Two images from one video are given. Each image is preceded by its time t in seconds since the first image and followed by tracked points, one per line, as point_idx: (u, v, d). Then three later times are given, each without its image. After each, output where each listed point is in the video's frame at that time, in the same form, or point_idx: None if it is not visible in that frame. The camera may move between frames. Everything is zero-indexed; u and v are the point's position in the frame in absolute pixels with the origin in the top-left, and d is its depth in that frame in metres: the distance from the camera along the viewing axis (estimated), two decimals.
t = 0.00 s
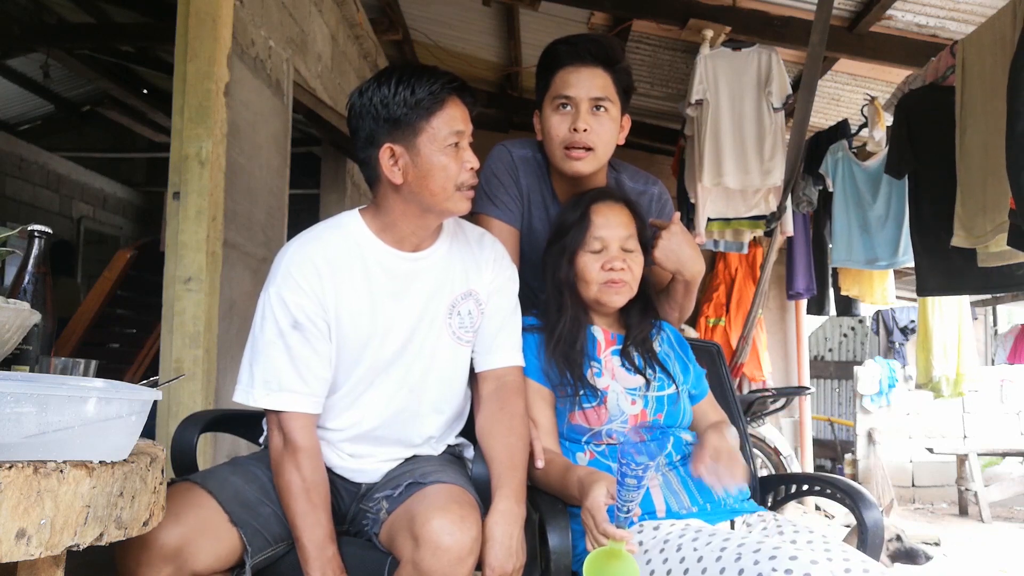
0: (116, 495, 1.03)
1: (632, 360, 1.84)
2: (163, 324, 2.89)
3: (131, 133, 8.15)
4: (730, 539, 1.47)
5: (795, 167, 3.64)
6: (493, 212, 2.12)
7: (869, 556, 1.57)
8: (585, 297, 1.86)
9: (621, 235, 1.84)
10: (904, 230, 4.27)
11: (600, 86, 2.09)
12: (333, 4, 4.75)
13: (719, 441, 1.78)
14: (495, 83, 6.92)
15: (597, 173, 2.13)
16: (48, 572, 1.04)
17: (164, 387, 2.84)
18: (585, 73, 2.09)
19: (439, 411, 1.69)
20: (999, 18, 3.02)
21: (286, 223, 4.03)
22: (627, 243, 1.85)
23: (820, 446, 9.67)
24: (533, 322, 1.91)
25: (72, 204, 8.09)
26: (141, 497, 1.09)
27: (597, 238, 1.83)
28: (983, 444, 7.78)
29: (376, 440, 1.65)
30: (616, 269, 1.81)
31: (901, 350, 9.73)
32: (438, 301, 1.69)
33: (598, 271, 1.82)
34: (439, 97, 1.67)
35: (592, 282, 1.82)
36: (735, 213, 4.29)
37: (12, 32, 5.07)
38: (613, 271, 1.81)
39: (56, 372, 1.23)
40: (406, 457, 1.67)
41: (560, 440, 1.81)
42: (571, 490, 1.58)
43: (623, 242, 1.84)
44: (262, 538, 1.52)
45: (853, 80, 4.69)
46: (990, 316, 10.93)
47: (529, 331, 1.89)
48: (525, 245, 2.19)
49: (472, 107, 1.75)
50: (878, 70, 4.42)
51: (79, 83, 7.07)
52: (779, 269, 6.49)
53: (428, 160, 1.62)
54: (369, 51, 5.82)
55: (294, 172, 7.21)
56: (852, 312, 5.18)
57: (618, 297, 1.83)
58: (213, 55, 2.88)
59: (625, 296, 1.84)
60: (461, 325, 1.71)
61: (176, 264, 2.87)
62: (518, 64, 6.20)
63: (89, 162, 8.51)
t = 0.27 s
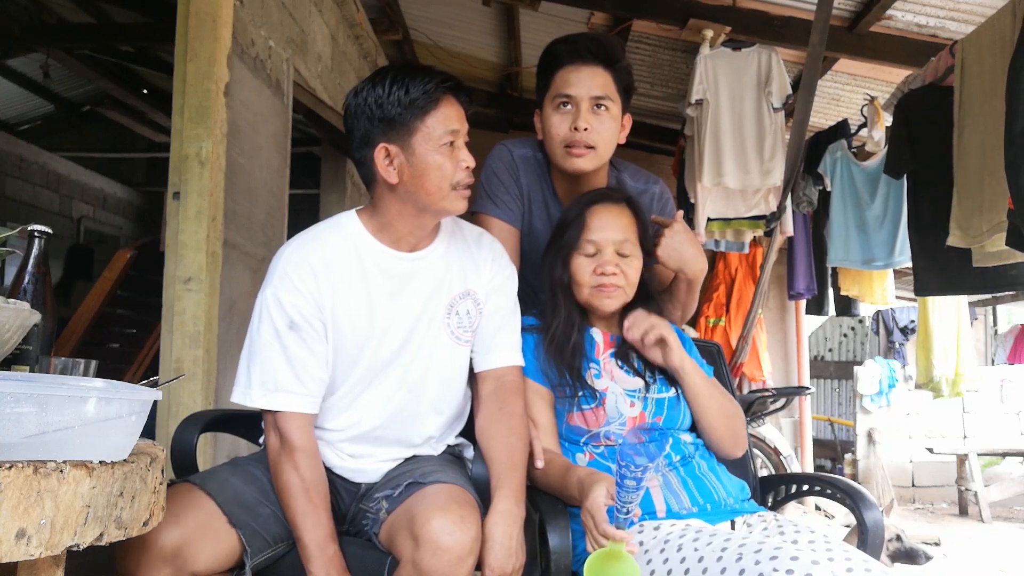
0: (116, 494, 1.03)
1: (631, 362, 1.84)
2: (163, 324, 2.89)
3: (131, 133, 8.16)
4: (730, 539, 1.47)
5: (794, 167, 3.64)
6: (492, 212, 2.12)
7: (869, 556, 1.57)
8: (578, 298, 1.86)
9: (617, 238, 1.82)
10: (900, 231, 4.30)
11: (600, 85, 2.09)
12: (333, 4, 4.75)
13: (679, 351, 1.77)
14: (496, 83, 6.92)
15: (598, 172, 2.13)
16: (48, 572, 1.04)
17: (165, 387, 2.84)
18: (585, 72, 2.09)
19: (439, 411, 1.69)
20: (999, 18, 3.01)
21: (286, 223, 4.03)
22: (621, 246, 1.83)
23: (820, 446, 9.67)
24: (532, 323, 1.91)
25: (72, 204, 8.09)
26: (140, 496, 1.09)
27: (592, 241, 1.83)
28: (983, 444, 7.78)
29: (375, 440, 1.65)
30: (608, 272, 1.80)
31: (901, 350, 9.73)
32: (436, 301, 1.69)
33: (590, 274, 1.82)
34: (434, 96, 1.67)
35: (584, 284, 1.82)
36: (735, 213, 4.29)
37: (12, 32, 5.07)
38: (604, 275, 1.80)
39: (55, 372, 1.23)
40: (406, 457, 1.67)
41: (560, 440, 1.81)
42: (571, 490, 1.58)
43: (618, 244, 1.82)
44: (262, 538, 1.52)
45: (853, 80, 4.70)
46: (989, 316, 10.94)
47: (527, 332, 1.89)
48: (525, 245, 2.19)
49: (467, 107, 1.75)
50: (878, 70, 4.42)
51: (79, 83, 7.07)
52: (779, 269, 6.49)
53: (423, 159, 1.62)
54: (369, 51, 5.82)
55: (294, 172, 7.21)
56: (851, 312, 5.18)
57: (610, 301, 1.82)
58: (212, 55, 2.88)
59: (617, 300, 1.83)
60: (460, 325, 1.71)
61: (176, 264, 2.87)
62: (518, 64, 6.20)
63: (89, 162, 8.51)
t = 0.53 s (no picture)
0: (116, 494, 1.03)
1: (631, 363, 1.83)
2: (163, 324, 2.89)
3: (131, 133, 8.15)
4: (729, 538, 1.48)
5: (794, 167, 3.64)
6: (492, 211, 2.12)
7: (870, 556, 1.57)
8: (573, 299, 1.85)
9: (613, 241, 1.80)
10: (896, 231, 4.28)
11: (599, 81, 2.09)
12: (333, 4, 4.75)
13: (675, 320, 1.83)
14: (496, 83, 6.92)
15: (599, 169, 2.13)
16: (48, 572, 1.04)
17: (165, 387, 2.84)
18: (584, 69, 2.09)
19: (438, 410, 1.69)
20: (1000, 19, 3.01)
21: (286, 223, 4.03)
22: (617, 252, 1.80)
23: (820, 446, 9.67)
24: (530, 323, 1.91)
25: (72, 204, 8.09)
26: (140, 496, 1.09)
27: (587, 243, 1.81)
28: (983, 444, 7.78)
29: (375, 440, 1.65)
30: (599, 276, 1.78)
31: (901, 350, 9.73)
32: (435, 301, 1.69)
33: (583, 277, 1.80)
34: (428, 95, 1.67)
35: (577, 286, 1.81)
36: (735, 213, 4.29)
37: (12, 32, 5.06)
38: (596, 279, 1.79)
39: (55, 372, 1.23)
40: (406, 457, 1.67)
41: (559, 441, 1.82)
42: (570, 491, 1.58)
43: (613, 247, 1.80)
44: (261, 539, 1.52)
45: (853, 80, 4.70)
46: (990, 316, 10.93)
47: (527, 332, 1.89)
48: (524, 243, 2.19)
49: (462, 106, 1.75)
50: (878, 70, 4.42)
51: (79, 83, 7.07)
52: (779, 269, 6.49)
53: (418, 159, 1.62)
54: (369, 51, 5.82)
55: (294, 172, 7.21)
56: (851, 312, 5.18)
57: (601, 304, 1.80)
58: (212, 55, 2.88)
59: (609, 306, 1.80)
60: (459, 324, 1.71)
61: (175, 264, 2.87)
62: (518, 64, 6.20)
63: (89, 162, 8.51)
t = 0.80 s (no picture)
0: (116, 494, 1.03)
1: (632, 365, 1.83)
2: (163, 324, 2.89)
3: (131, 133, 8.15)
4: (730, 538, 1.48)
5: (794, 167, 3.64)
6: (490, 210, 2.13)
7: (870, 556, 1.57)
8: (575, 302, 1.85)
9: (617, 245, 1.80)
10: (897, 232, 4.29)
11: (598, 70, 2.08)
12: (333, 4, 4.75)
13: (674, 322, 1.82)
14: (496, 83, 6.92)
15: (598, 160, 2.11)
16: (48, 572, 1.04)
17: (165, 387, 2.84)
18: (584, 59, 2.08)
19: (439, 410, 1.69)
20: (1000, 18, 3.01)
21: (286, 223, 4.03)
22: (620, 257, 1.80)
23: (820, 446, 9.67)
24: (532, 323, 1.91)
25: (72, 204, 8.09)
26: (140, 496, 1.09)
27: (590, 246, 1.81)
28: (983, 444, 7.78)
29: (375, 440, 1.65)
30: (602, 280, 1.78)
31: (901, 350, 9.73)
32: (436, 301, 1.69)
33: (585, 280, 1.80)
34: (427, 96, 1.67)
35: (579, 289, 1.81)
36: (735, 213, 4.30)
37: (12, 32, 5.06)
38: (598, 283, 1.78)
39: (55, 372, 1.23)
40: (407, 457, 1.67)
41: (559, 441, 1.81)
42: (570, 491, 1.58)
43: (617, 251, 1.80)
44: (261, 541, 1.52)
45: (853, 80, 4.70)
46: (990, 316, 10.93)
47: (527, 332, 1.89)
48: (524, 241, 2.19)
49: (460, 105, 1.75)
50: (879, 70, 4.42)
51: (79, 83, 7.07)
52: (779, 269, 6.49)
53: (416, 159, 1.62)
54: (370, 51, 5.82)
55: (294, 172, 7.21)
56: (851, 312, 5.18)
57: (603, 309, 1.80)
58: (212, 55, 2.88)
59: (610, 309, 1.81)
60: (460, 324, 1.71)
61: (175, 264, 2.87)
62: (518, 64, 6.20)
63: (89, 162, 8.51)
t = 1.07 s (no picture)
0: (116, 494, 1.03)
1: (632, 366, 1.84)
2: (163, 324, 2.89)
3: (131, 133, 8.16)
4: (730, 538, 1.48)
5: (794, 168, 3.64)
6: (489, 209, 2.13)
7: (869, 556, 1.57)
8: (578, 305, 1.85)
9: (621, 247, 1.80)
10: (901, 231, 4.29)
11: (603, 51, 2.11)
12: (333, 4, 4.75)
13: (674, 324, 1.83)
14: (496, 83, 6.92)
15: (603, 140, 2.11)
16: (48, 572, 1.04)
17: (165, 387, 2.84)
18: (589, 41, 2.11)
19: (439, 411, 1.69)
20: (1001, 18, 3.00)
21: (286, 223, 4.03)
22: (622, 260, 1.81)
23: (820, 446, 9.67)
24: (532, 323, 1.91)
25: (72, 204, 8.09)
26: (140, 496, 1.09)
27: (593, 248, 1.81)
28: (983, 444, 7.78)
29: (376, 441, 1.65)
30: (606, 283, 1.78)
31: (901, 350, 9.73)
32: (436, 300, 1.69)
33: (589, 282, 1.80)
34: (424, 95, 1.66)
35: (583, 291, 1.81)
36: (735, 213, 4.30)
37: (12, 32, 5.06)
38: (602, 286, 1.79)
39: (55, 372, 1.23)
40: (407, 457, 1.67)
41: (558, 441, 1.81)
42: (571, 492, 1.58)
43: (620, 254, 1.80)
44: (261, 541, 1.52)
45: (853, 80, 4.70)
46: (990, 316, 10.92)
47: (528, 332, 1.88)
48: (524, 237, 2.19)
49: (459, 105, 1.75)
50: (879, 70, 4.42)
51: (79, 83, 7.07)
52: (779, 269, 6.49)
53: (414, 159, 1.62)
54: (369, 51, 5.82)
55: (294, 172, 7.21)
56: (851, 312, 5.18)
57: (605, 312, 1.81)
58: (212, 55, 2.88)
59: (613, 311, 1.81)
60: (460, 324, 1.71)
61: (175, 264, 2.87)
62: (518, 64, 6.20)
63: (89, 162, 8.51)
